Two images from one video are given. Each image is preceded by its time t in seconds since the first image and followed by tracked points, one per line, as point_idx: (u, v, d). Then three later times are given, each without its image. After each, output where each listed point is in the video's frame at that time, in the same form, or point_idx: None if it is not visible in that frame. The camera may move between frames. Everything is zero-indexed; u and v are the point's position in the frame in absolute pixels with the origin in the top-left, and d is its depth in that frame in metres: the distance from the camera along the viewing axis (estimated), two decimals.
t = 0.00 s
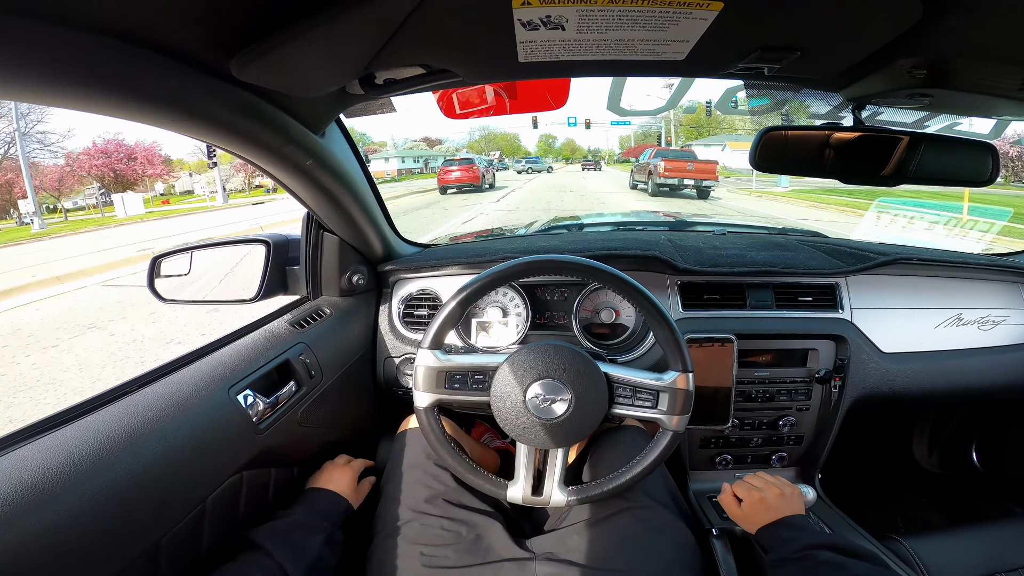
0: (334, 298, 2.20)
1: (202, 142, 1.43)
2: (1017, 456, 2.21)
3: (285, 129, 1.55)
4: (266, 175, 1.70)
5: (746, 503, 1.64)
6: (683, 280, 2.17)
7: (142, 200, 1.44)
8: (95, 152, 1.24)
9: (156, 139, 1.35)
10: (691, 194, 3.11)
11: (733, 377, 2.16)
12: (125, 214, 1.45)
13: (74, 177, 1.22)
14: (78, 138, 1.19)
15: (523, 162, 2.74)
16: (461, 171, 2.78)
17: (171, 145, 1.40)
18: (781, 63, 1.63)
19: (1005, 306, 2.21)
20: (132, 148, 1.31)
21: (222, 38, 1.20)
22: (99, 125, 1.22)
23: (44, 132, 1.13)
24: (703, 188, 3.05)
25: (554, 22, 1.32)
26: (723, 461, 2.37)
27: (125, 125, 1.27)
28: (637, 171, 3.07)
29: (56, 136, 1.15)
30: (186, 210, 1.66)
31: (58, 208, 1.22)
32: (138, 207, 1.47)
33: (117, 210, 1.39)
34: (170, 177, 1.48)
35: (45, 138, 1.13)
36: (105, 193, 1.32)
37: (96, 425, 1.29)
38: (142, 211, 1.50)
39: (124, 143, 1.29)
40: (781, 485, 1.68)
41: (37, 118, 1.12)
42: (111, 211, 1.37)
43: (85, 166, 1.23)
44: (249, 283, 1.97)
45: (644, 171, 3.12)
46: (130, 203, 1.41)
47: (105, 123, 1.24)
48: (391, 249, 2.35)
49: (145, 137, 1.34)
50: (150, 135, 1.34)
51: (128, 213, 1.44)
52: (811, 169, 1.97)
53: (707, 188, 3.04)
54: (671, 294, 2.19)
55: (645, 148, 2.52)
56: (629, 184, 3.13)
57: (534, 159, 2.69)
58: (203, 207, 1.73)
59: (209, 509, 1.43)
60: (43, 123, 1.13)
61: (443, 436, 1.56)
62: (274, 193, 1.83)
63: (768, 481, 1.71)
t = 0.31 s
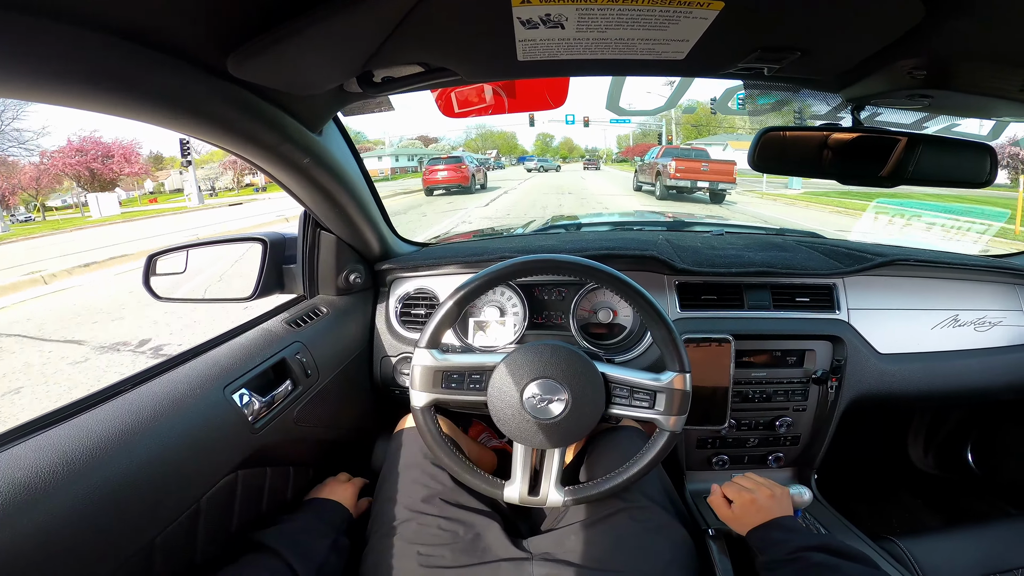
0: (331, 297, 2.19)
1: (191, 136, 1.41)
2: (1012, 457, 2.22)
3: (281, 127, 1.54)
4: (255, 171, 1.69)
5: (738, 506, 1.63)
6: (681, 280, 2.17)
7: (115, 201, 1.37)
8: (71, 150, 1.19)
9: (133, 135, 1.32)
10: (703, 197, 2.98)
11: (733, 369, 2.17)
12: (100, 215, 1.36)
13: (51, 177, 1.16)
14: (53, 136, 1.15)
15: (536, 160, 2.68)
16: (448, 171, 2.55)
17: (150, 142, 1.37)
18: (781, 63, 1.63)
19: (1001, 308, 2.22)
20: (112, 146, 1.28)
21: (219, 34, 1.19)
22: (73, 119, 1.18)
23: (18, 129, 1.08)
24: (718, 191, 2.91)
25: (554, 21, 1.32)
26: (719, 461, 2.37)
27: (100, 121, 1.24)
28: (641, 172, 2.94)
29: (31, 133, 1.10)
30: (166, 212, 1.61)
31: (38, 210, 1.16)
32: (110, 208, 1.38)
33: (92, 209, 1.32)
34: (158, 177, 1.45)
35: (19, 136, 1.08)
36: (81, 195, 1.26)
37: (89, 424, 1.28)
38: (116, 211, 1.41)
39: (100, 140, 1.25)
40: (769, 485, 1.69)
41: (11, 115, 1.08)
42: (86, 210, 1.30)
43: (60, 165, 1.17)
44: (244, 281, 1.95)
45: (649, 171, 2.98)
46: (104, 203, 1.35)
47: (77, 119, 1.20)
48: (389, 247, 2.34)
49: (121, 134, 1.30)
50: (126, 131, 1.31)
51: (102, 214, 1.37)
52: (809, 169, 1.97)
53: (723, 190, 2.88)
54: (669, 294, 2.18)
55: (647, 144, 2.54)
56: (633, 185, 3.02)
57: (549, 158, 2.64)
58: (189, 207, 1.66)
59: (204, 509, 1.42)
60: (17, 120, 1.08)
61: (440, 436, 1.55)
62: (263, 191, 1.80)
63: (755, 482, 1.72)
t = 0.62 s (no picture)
0: (335, 300, 2.21)
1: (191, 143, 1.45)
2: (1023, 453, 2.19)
3: (282, 133, 1.56)
4: (250, 177, 1.72)
5: (747, 502, 1.64)
6: (685, 279, 2.16)
7: (101, 211, 1.31)
8: (55, 158, 1.15)
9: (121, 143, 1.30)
10: (725, 199, 2.83)
11: (736, 369, 2.14)
12: (83, 226, 1.29)
13: (35, 187, 1.12)
14: (37, 143, 1.12)
15: (549, 162, 2.78)
16: (438, 175, 2.60)
17: (137, 151, 1.36)
18: (778, 61, 1.62)
19: (1009, 302, 2.19)
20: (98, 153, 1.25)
21: (216, 42, 1.20)
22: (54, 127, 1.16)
23: None
24: (741, 192, 2.73)
25: (548, 22, 1.32)
26: (726, 461, 2.35)
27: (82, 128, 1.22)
28: (651, 172, 2.88)
29: (13, 141, 1.07)
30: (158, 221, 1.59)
31: (24, 220, 1.11)
32: (97, 220, 1.32)
33: (74, 221, 1.25)
34: (152, 185, 1.45)
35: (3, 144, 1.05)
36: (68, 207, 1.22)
37: (98, 429, 1.29)
38: (99, 221, 1.32)
39: (85, 148, 1.23)
40: (783, 484, 1.67)
41: None
42: (67, 221, 1.23)
43: (44, 173, 1.13)
44: (248, 287, 1.97)
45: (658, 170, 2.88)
46: (87, 215, 1.28)
47: (59, 127, 1.18)
48: (392, 251, 2.35)
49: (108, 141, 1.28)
50: (113, 139, 1.29)
51: (85, 225, 1.29)
52: (812, 167, 1.96)
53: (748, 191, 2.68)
54: (672, 294, 2.18)
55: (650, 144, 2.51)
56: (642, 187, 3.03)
57: (559, 159, 2.72)
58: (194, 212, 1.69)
59: (213, 511, 1.43)
60: None
61: (445, 439, 1.55)
62: (258, 199, 1.82)
63: (768, 480, 1.70)
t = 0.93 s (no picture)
0: (336, 311, 2.23)
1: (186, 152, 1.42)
2: None
3: (284, 145, 1.59)
4: (243, 186, 1.67)
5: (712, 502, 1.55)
6: (683, 289, 2.18)
7: (79, 222, 1.28)
8: (35, 168, 1.12)
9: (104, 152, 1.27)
10: (747, 213, 2.80)
11: (734, 381, 2.15)
12: (62, 239, 1.27)
13: (14, 197, 1.10)
14: (17, 152, 1.08)
15: (559, 169, 2.81)
16: (422, 185, 2.53)
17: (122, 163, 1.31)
18: (770, 72, 1.66)
19: (1007, 309, 2.20)
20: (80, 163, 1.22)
21: (220, 57, 1.23)
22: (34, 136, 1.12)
23: None
24: (766, 206, 2.72)
25: (544, 37, 1.35)
26: (726, 469, 2.34)
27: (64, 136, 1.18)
28: (660, 181, 2.84)
29: None
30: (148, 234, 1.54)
31: (12, 231, 1.11)
32: (75, 232, 1.29)
33: (53, 232, 1.23)
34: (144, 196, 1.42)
35: None
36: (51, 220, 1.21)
37: (100, 436, 1.30)
38: (80, 233, 1.30)
39: (67, 156, 1.20)
40: (743, 493, 1.65)
41: None
42: (47, 233, 1.21)
43: (24, 184, 1.11)
44: (250, 297, 1.98)
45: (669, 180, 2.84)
46: (66, 226, 1.25)
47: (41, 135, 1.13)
48: (393, 261, 2.38)
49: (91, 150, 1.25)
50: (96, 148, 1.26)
51: (64, 237, 1.27)
52: (808, 177, 1.98)
53: (774, 205, 2.69)
54: (671, 303, 2.19)
55: (651, 152, 2.52)
56: (652, 198, 3.04)
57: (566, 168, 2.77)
58: (186, 222, 1.64)
59: (213, 519, 1.43)
60: None
61: (445, 447, 1.56)
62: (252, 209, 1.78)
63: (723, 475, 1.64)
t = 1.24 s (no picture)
0: (342, 318, 2.23)
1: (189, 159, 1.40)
2: None
3: (294, 156, 1.61)
4: (244, 195, 1.67)
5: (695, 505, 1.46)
6: (689, 296, 2.18)
7: (68, 232, 1.30)
8: (28, 175, 1.13)
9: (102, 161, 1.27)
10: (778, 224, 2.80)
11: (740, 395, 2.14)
12: (52, 249, 1.29)
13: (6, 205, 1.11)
14: (10, 159, 1.09)
15: (570, 177, 2.85)
16: (412, 195, 2.32)
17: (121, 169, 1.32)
18: (776, 81, 1.66)
19: (1016, 316, 2.18)
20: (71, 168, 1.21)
21: (233, 71, 1.26)
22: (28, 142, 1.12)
23: None
24: (802, 217, 2.72)
25: (550, 48, 1.36)
26: (733, 476, 2.32)
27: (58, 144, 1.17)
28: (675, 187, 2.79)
29: None
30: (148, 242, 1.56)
31: (20, 237, 1.19)
32: (64, 241, 1.30)
33: (41, 243, 1.25)
34: (150, 202, 1.47)
35: None
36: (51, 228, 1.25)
37: (112, 441, 1.32)
38: (68, 242, 1.32)
39: (60, 164, 1.20)
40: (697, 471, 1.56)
41: None
42: (27, 247, 1.22)
43: (16, 191, 1.12)
44: (258, 304, 2.00)
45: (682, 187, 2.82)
46: (55, 237, 1.27)
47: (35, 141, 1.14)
48: (400, 269, 2.39)
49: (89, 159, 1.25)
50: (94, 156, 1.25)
51: (54, 247, 1.29)
52: (814, 184, 1.97)
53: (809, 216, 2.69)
54: (677, 311, 2.19)
55: (657, 159, 2.47)
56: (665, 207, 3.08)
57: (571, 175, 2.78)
58: (189, 228, 1.68)
59: (220, 524, 1.44)
60: None
61: (451, 455, 1.55)
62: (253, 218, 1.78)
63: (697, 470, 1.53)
